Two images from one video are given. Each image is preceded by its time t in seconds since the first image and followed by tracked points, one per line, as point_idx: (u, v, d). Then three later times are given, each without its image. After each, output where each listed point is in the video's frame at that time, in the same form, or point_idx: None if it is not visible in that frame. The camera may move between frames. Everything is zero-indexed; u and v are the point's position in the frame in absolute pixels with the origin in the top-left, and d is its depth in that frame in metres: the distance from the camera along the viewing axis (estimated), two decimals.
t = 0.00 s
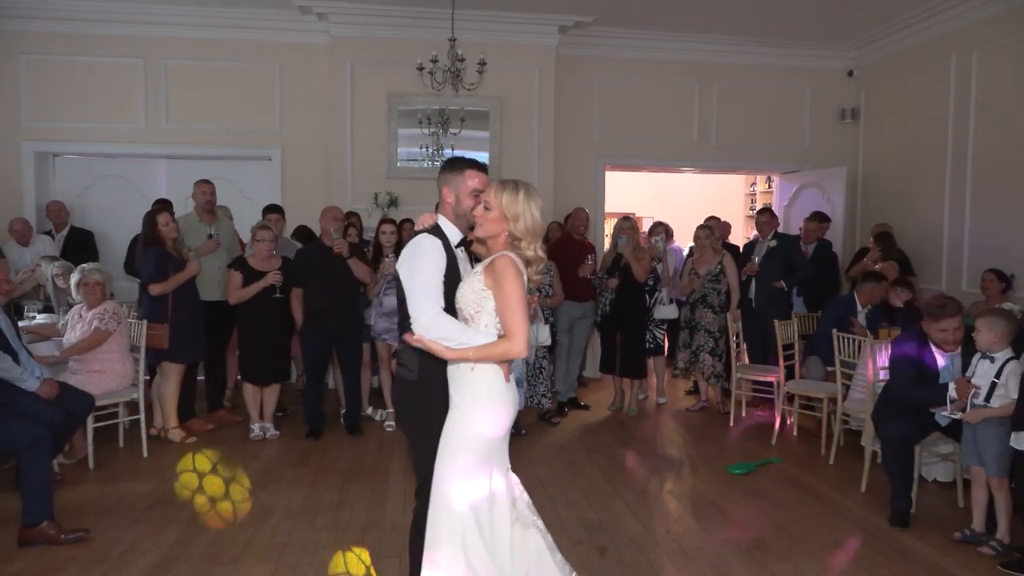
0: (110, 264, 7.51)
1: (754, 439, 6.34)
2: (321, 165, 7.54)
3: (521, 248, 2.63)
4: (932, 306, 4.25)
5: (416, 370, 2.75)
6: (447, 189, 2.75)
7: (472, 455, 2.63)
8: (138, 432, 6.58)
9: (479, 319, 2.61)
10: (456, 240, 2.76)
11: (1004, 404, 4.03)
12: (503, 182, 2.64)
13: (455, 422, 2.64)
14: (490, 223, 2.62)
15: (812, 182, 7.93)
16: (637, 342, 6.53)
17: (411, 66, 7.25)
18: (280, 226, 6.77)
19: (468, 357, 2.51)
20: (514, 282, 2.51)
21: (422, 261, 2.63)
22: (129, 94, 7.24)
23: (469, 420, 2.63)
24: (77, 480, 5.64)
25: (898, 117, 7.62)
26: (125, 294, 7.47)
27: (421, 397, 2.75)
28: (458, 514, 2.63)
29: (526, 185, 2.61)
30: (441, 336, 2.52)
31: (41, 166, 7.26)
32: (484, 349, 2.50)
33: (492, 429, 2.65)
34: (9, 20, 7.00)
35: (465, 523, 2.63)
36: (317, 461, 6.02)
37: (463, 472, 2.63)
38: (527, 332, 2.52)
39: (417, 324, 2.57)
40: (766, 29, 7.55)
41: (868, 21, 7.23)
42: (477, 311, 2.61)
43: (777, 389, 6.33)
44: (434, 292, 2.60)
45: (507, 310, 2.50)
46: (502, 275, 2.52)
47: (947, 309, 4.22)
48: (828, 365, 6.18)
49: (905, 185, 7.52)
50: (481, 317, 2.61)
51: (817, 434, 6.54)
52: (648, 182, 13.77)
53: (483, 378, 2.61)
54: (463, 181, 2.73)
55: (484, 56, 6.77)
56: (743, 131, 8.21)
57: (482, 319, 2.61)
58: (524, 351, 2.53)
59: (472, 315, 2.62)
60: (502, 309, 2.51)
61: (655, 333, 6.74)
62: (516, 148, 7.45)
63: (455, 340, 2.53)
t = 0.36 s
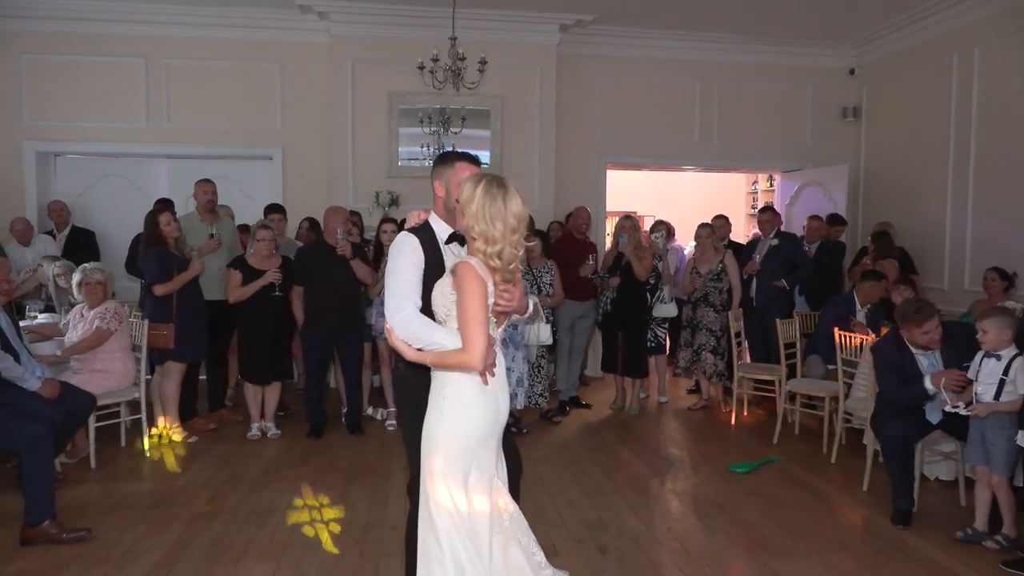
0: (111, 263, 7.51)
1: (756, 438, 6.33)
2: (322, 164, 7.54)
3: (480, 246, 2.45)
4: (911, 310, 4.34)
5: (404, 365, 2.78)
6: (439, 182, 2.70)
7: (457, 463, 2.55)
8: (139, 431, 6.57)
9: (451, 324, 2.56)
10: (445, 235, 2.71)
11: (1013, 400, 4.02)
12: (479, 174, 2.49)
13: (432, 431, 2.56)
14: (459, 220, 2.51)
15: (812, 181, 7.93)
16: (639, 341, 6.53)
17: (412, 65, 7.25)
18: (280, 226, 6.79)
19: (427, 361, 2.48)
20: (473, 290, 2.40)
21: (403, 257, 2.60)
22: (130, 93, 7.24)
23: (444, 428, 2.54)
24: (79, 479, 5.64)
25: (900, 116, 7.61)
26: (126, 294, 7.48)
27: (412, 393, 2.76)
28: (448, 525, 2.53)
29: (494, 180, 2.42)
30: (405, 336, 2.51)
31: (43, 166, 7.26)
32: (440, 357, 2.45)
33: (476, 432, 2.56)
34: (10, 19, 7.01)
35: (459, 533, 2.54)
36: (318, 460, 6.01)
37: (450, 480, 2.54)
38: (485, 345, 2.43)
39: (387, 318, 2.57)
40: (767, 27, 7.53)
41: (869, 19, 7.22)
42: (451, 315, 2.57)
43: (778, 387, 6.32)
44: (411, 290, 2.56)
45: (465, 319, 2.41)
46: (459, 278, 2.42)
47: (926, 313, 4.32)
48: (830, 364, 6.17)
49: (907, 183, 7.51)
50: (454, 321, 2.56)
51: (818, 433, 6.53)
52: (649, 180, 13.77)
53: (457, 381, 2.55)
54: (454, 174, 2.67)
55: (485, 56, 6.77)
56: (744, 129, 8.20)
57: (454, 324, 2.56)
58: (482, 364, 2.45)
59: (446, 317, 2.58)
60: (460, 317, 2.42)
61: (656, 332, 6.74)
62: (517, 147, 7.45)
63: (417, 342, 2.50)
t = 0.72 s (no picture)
0: (123, 261, 7.56)
1: (767, 437, 6.31)
2: (332, 162, 7.57)
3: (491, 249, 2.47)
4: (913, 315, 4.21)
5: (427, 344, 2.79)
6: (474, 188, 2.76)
7: (485, 469, 2.55)
8: (151, 429, 6.61)
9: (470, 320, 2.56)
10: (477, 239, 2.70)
11: None
12: (489, 178, 2.52)
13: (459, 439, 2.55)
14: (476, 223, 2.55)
15: (824, 178, 7.88)
16: (649, 340, 6.52)
17: (421, 64, 7.26)
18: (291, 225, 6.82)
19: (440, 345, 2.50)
20: (489, 286, 2.41)
21: (441, 247, 2.62)
22: (141, 92, 7.28)
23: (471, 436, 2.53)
24: (91, 476, 5.68)
25: (912, 113, 7.56)
26: (138, 292, 7.52)
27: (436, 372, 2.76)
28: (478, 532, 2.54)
29: (501, 182, 2.45)
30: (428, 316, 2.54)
31: (55, 166, 7.32)
32: (451, 344, 2.46)
33: (502, 429, 2.55)
34: (23, 19, 7.05)
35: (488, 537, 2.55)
36: (329, 458, 6.03)
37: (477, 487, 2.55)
38: (493, 342, 2.42)
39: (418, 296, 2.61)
40: (778, 24, 7.49)
41: (881, 15, 7.17)
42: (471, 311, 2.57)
43: (789, 386, 6.28)
44: (447, 281, 2.59)
45: (478, 314, 2.42)
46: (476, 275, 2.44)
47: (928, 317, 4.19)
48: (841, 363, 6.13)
49: (920, 181, 7.45)
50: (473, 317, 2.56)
51: (830, 432, 6.50)
52: (659, 178, 13.74)
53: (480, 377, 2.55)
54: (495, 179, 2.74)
55: (494, 54, 6.77)
56: (755, 127, 8.16)
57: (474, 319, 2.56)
58: (490, 360, 2.44)
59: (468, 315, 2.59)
60: (475, 310, 2.43)
61: (666, 331, 6.71)
62: (526, 145, 7.44)
63: (436, 324, 2.52)
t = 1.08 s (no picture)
0: (133, 261, 7.60)
1: (776, 435, 6.28)
2: (340, 162, 7.59)
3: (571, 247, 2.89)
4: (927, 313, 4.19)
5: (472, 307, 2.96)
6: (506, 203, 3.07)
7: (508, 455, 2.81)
8: (161, 428, 6.65)
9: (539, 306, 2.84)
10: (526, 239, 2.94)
11: None
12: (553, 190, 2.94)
13: (463, 468, 2.77)
14: (542, 228, 2.93)
15: (833, 175, 7.84)
16: (656, 338, 6.51)
17: (428, 63, 7.26)
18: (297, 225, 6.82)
19: (528, 312, 2.69)
20: (574, 272, 2.78)
21: (509, 229, 2.85)
22: (149, 93, 7.32)
23: (476, 468, 2.77)
24: (102, 475, 5.71)
25: (922, 108, 7.51)
26: (148, 292, 7.56)
27: (476, 339, 2.93)
28: (482, 555, 2.80)
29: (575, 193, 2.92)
30: (517, 281, 2.71)
31: (65, 166, 7.38)
32: (543, 314, 2.70)
33: (538, 405, 2.82)
34: (32, 21, 7.11)
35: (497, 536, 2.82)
36: (337, 456, 6.04)
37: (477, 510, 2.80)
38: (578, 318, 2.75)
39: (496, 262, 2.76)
40: (786, 20, 7.45)
41: (890, 11, 7.12)
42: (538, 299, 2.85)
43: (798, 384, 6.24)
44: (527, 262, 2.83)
45: (564, 293, 2.76)
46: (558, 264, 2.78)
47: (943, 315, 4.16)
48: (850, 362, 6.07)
49: (930, 177, 7.40)
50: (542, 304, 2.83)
51: (839, 430, 6.46)
52: (669, 176, 13.69)
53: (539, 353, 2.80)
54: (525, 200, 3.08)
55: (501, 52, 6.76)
56: (764, 124, 8.12)
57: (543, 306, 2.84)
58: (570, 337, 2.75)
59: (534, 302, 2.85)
60: (564, 289, 2.76)
61: (674, 329, 6.68)
62: (533, 143, 7.44)
63: (524, 291, 2.71)
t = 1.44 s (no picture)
0: (145, 260, 7.66)
1: (787, 434, 6.25)
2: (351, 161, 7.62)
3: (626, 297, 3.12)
4: (961, 311, 4.08)
5: (512, 300, 3.03)
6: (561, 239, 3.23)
7: (520, 447, 2.83)
8: (173, 425, 6.68)
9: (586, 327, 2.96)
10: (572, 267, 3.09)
11: None
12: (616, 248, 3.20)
13: (459, 466, 2.84)
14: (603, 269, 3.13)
15: (845, 173, 7.80)
16: (666, 336, 6.50)
17: (438, 62, 7.28)
18: (307, 223, 6.83)
19: (592, 313, 2.84)
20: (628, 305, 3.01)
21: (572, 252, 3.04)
22: (161, 92, 7.37)
23: (472, 468, 2.82)
24: (114, 472, 5.74)
25: (935, 106, 7.45)
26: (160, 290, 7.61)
27: (508, 335, 3.00)
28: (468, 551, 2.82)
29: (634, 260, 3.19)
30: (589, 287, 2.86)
31: (78, 166, 7.44)
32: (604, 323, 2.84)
33: (560, 405, 2.85)
34: (46, 22, 7.17)
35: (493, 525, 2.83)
36: (348, 454, 6.06)
37: (472, 511, 2.83)
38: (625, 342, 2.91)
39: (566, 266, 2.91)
40: (797, 17, 7.42)
41: (904, 8, 7.07)
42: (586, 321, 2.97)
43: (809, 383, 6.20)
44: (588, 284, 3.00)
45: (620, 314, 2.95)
46: (618, 294, 2.99)
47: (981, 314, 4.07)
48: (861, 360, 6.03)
49: (942, 176, 7.36)
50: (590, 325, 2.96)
51: (851, 429, 6.43)
52: (678, 174, 13.66)
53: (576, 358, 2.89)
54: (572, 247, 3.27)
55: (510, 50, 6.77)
56: (775, 122, 8.09)
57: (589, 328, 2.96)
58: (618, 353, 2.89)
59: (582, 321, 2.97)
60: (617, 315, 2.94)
61: (684, 327, 6.66)
62: (543, 142, 7.44)
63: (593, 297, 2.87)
